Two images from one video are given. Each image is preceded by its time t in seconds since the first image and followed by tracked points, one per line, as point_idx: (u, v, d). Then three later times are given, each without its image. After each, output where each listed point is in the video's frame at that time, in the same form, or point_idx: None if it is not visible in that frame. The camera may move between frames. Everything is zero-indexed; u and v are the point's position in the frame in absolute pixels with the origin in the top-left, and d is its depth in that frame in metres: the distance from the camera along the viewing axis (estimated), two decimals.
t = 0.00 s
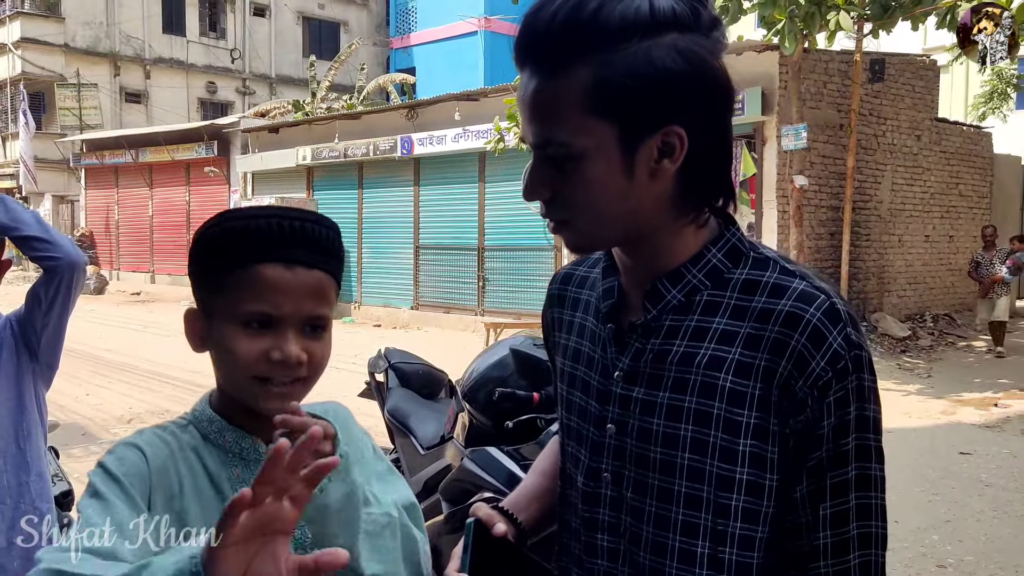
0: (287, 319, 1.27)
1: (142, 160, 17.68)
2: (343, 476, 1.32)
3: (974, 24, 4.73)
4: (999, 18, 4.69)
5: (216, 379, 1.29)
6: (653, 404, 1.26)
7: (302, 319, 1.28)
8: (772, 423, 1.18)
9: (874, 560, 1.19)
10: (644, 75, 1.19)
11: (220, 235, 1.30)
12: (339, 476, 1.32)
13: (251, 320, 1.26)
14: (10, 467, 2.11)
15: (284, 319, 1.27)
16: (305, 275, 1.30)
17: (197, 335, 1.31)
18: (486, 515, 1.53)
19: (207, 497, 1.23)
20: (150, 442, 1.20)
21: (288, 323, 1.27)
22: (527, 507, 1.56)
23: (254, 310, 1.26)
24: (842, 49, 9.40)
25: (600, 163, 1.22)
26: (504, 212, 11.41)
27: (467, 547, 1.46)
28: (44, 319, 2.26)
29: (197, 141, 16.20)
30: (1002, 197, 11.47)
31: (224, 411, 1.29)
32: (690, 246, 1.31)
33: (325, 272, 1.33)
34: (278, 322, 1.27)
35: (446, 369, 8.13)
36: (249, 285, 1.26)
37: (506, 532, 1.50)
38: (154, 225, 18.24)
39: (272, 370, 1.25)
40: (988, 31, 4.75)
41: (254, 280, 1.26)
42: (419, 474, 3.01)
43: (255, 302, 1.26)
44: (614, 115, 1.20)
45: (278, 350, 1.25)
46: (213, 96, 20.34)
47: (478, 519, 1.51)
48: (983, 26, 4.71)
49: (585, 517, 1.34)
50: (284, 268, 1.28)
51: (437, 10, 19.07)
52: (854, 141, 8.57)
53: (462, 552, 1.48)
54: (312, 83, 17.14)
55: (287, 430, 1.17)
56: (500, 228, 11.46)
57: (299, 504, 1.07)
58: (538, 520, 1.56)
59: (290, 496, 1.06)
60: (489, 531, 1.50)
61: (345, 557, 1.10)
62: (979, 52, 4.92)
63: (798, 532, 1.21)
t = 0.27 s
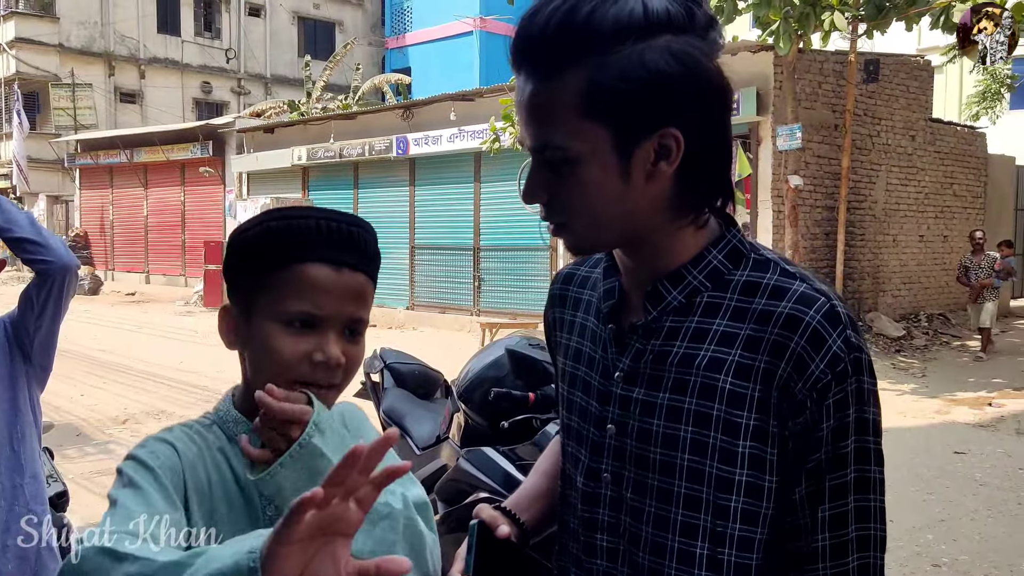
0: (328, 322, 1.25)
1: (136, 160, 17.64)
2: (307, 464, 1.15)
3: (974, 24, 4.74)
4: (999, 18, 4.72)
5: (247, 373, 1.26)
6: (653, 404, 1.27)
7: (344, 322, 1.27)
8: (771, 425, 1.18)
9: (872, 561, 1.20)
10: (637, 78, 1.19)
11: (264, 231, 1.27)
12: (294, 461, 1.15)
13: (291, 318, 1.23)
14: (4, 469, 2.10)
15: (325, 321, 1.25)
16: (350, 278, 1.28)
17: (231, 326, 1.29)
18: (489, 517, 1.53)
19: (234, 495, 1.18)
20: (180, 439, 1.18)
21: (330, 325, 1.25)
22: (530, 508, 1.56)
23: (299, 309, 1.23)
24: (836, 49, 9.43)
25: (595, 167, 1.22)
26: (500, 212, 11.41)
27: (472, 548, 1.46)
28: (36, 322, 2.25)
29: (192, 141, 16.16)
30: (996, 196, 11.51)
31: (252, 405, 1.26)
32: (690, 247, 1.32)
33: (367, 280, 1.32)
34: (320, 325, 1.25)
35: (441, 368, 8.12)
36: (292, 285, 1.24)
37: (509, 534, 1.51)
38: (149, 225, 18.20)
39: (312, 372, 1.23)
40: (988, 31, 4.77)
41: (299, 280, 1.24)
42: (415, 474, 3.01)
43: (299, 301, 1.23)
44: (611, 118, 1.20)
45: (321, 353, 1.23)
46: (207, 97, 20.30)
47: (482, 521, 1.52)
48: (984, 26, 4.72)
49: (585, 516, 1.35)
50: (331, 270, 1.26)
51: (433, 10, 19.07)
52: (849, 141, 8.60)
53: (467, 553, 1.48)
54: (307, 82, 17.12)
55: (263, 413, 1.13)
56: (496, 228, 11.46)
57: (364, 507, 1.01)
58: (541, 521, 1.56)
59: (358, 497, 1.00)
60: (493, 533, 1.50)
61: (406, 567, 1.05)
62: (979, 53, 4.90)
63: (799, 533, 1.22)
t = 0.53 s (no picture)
0: (318, 334, 1.23)
1: (128, 159, 17.60)
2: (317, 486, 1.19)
3: (975, 24, 4.73)
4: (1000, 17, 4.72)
5: (230, 383, 1.24)
6: (659, 403, 1.27)
7: (334, 335, 1.25)
8: (775, 424, 1.19)
9: (874, 561, 1.21)
10: (649, 80, 1.19)
11: (257, 238, 1.25)
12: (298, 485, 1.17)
13: (279, 330, 1.22)
14: None
15: (314, 334, 1.23)
16: (344, 288, 1.27)
17: (215, 331, 1.27)
18: (497, 517, 1.52)
19: (218, 510, 1.17)
20: (161, 456, 1.16)
21: (320, 338, 1.23)
22: (533, 506, 1.56)
23: (287, 322, 1.22)
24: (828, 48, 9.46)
25: (609, 170, 1.22)
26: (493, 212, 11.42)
27: (481, 549, 1.47)
28: (28, 319, 2.25)
29: (184, 140, 16.12)
30: (988, 195, 11.57)
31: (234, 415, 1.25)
32: (698, 246, 1.32)
33: (361, 288, 1.30)
34: (309, 337, 1.23)
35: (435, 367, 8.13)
36: (280, 294, 1.22)
37: (518, 534, 1.50)
38: (140, 224, 18.15)
39: (299, 386, 1.21)
40: (988, 31, 4.75)
41: (289, 290, 1.22)
42: (407, 472, 3.00)
43: (287, 312, 1.22)
44: (624, 121, 1.20)
45: (307, 367, 1.21)
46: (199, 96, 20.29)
47: (490, 522, 1.51)
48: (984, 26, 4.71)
49: (589, 514, 1.35)
50: (324, 280, 1.24)
51: (426, 8, 19.06)
52: (841, 140, 8.63)
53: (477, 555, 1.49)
54: (300, 81, 17.10)
55: (254, 454, 1.12)
56: (490, 227, 11.47)
57: (334, 518, 1.04)
58: (543, 519, 1.55)
59: (325, 508, 1.03)
60: (501, 533, 1.50)
61: None
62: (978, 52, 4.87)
63: (801, 532, 1.22)
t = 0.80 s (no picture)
0: (301, 353, 1.15)
1: (116, 156, 17.52)
2: (315, 485, 1.20)
3: (975, 24, 4.67)
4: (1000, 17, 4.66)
5: (201, 391, 1.15)
6: (673, 396, 1.26)
7: (318, 354, 1.17)
8: (790, 417, 1.20)
9: (883, 552, 1.24)
10: (691, 75, 1.20)
11: (243, 239, 1.17)
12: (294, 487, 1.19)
13: (260, 346, 1.13)
14: None
15: (296, 351, 1.14)
16: (331, 306, 1.19)
17: (187, 332, 1.17)
18: (503, 515, 1.52)
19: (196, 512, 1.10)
20: (139, 466, 1.06)
21: (302, 357, 1.15)
22: (533, 503, 1.54)
23: (267, 338, 1.13)
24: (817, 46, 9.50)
25: (640, 164, 1.22)
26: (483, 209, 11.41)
27: (489, 549, 1.45)
28: (21, 313, 2.23)
29: (173, 137, 16.05)
30: (976, 193, 11.65)
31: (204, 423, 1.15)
32: (714, 239, 1.32)
33: (347, 303, 1.23)
34: (291, 354, 1.14)
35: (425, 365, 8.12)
36: (261, 312, 1.13)
37: (524, 532, 1.50)
38: (128, 222, 18.06)
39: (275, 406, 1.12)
40: (988, 31, 4.69)
41: (272, 306, 1.14)
42: (397, 470, 2.99)
43: (265, 327, 1.13)
44: (659, 113, 1.20)
45: (288, 388, 1.12)
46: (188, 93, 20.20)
47: (496, 520, 1.50)
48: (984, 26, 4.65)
49: (597, 510, 1.32)
50: (312, 295, 1.17)
51: (416, 6, 19.05)
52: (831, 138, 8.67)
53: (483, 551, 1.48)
54: (289, 79, 17.05)
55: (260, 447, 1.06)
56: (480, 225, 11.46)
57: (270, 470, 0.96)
58: (544, 516, 1.53)
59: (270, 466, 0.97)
60: (510, 531, 1.49)
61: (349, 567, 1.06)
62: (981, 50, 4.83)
63: (811, 524, 1.23)
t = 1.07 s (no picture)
0: (288, 332, 1.14)
1: (101, 152, 17.38)
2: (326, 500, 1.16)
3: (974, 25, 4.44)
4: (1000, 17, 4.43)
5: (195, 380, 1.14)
6: (687, 389, 1.27)
7: (306, 338, 1.16)
8: (805, 410, 1.21)
9: (900, 541, 1.24)
10: (722, 69, 1.20)
11: (226, 228, 1.17)
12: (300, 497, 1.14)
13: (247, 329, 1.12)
14: None
15: (284, 331, 1.14)
16: (319, 288, 1.18)
17: (183, 323, 1.17)
18: (512, 511, 1.50)
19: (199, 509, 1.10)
20: (139, 457, 1.06)
21: (291, 339, 1.14)
22: (534, 501, 1.53)
23: (253, 320, 1.12)
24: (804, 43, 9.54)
25: (665, 154, 1.21)
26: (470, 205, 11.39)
27: (500, 546, 1.45)
28: (6, 307, 2.20)
29: (158, 133, 15.92)
30: (961, 189, 11.76)
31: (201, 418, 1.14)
32: (726, 234, 1.33)
33: (337, 286, 1.21)
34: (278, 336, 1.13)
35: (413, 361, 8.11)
36: (248, 294, 1.13)
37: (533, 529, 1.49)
38: (113, 218, 17.93)
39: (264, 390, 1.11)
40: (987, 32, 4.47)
41: (259, 287, 1.13)
42: (385, 465, 2.99)
43: (254, 309, 1.13)
44: (685, 105, 1.20)
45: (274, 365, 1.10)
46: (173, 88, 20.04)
47: (506, 516, 1.49)
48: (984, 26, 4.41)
49: (610, 504, 1.33)
50: (298, 277, 1.15)
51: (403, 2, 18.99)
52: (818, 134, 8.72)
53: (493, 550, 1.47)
54: (276, 74, 16.95)
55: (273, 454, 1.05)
56: (468, 221, 11.45)
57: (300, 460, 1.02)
58: (546, 513, 1.53)
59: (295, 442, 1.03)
60: (520, 527, 1.48)
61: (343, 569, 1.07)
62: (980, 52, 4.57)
63: (825, 515, 1.24)
